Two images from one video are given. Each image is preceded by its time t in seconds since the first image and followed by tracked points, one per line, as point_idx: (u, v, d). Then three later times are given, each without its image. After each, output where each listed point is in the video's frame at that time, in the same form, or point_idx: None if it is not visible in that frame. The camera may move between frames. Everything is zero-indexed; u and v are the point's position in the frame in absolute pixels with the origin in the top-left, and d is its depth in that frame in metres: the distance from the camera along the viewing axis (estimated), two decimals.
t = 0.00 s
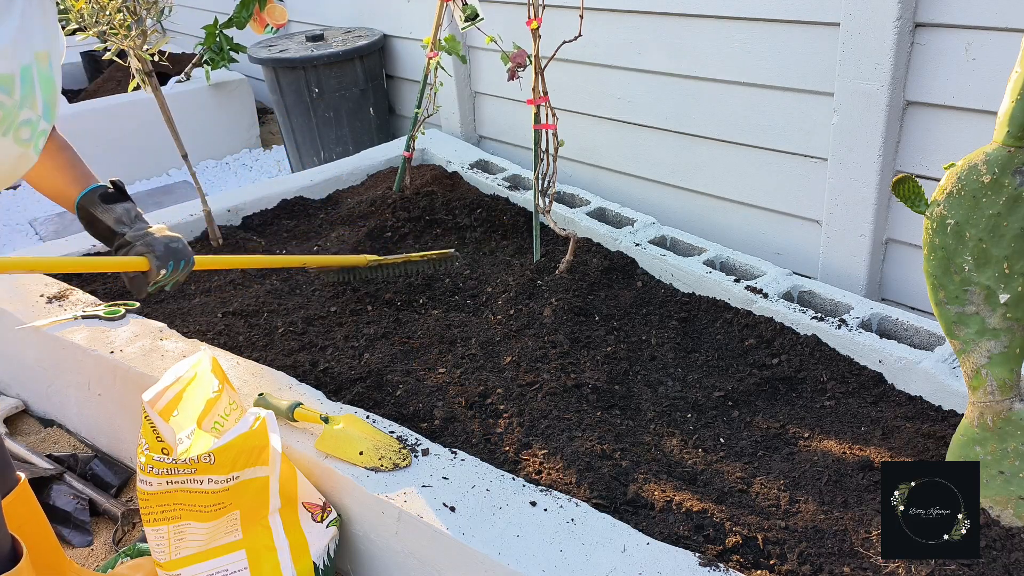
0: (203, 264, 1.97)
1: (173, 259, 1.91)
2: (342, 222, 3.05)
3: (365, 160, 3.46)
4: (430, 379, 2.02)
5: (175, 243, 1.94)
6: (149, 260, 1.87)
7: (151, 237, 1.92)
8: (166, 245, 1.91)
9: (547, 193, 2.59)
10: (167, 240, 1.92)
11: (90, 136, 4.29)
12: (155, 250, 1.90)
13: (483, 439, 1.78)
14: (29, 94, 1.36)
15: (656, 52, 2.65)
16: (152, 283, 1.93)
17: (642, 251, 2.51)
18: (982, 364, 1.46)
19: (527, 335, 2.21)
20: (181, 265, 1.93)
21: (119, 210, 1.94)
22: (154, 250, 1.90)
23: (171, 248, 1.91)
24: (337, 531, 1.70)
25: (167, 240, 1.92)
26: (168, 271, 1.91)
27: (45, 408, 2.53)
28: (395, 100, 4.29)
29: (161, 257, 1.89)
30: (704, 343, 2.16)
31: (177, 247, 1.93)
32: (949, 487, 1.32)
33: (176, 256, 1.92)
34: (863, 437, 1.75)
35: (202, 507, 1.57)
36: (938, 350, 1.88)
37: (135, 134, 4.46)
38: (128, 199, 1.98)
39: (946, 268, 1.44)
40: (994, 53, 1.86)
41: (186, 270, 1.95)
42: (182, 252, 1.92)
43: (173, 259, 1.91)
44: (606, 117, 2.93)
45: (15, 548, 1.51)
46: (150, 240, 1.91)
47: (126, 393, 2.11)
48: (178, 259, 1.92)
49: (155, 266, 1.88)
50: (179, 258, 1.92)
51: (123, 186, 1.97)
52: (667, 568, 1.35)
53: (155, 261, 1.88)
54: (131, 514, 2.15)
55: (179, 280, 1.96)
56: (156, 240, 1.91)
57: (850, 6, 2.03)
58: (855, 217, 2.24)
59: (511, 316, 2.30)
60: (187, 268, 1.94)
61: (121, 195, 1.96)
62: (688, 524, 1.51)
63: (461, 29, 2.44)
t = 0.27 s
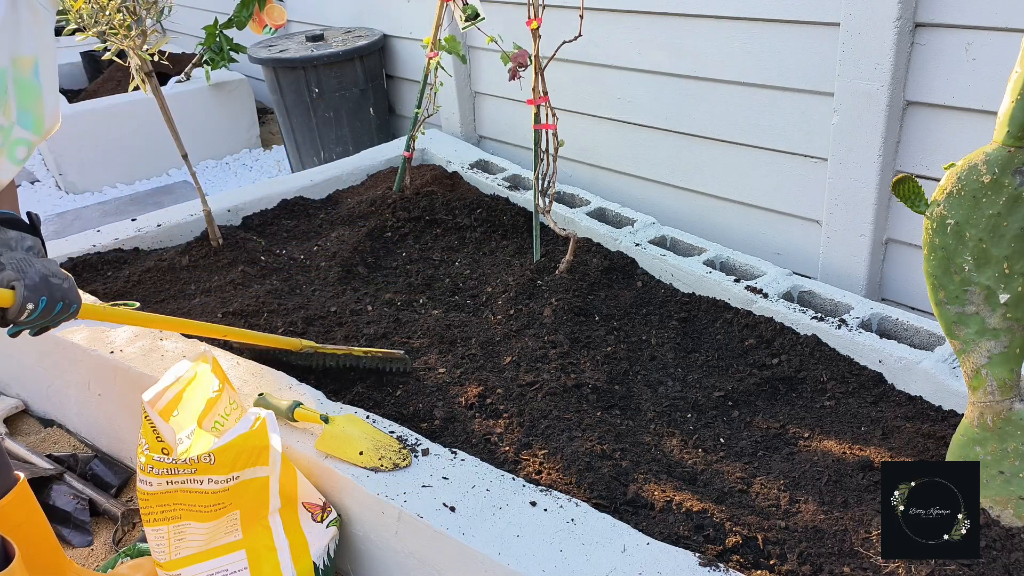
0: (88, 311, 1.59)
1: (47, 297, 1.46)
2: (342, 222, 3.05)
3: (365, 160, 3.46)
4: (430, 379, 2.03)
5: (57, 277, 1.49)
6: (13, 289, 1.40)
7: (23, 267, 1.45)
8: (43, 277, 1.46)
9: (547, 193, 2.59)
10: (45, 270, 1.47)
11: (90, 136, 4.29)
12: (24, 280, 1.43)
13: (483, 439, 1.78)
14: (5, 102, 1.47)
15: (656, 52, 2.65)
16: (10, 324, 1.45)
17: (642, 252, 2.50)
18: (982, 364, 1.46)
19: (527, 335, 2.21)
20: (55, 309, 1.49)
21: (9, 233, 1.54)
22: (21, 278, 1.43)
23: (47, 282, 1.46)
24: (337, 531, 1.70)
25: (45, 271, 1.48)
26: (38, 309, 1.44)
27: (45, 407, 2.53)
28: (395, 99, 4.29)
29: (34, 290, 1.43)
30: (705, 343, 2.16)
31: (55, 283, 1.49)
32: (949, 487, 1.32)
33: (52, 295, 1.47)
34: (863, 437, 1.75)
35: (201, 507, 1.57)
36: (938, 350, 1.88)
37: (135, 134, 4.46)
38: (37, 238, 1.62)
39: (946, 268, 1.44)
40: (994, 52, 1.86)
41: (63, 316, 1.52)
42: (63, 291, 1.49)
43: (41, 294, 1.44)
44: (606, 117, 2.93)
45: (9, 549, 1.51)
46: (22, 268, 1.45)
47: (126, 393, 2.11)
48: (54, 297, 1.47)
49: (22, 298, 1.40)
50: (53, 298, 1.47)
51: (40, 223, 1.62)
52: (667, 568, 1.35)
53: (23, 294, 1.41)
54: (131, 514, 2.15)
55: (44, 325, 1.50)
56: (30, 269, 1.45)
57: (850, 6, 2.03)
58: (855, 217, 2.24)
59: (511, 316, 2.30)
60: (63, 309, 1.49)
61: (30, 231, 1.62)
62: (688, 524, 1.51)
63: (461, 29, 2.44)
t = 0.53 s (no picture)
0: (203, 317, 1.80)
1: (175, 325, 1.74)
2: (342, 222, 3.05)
3: (365, 160, 3.46)
4: (430, 379, 2.03)
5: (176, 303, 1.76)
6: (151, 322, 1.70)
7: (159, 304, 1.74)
8: (173, 310, 1.74)
9: (547, 193, 2.59)
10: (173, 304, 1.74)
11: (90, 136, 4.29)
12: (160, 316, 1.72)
13: (483, 439, 1.78)
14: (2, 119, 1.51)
15: (656, 52, 2.65)
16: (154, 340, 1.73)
17: (642, 251, 2.51)
18: (982, 364, 1.46)
19: (527, 335, 2.21)
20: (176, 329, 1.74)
21: (127, 256, 1.77)
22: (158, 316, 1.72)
23: (176, 314, 1.74)
24: (337, 531, 1.70)
25: (174, 304, 1.75)
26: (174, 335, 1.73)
27: (45, 407, 2.53)
28: (395, 99, 4.29)
29: (171, 317, 1.73)
30: (705, 343, 2.16)
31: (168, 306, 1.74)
32: (949, 487, 1.32)
33: (178, 321, 1.75)
34: (863, 437, 1.75)
35: (201, 507, 1.57)
36: (938, 350, 1.88)
37: (135, 134, 4.46)
38: (139, 247, 1.82)
39: (946, 268, 1.44)
40: (994, 52, 1.86)
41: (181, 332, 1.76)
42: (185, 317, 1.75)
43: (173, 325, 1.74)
44: (606, 117, 2.93)
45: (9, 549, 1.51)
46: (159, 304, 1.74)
47: (126, 393, 2.11)
48: (176, 321, 1.74)
49: (160, 329, 1.70)
50: (181, 325, 1.75)
51: (135, 234, 1.81)
52: (667, 568, 1.35)
53: (159, 326, 1.70)
54: (131, 514, 2.15)
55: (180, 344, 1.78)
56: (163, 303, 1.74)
57: (850, 6, 2.03)
58: (855, 217, 2.24)
59: (511, 316, 2.30)
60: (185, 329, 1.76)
61: (132, 242, 1.81)
62: (688, 524, 1.51)
63: (461, 29, 2.44)
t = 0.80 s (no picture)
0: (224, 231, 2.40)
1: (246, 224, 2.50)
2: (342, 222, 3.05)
3: (365, 160, 3.46)
4: (430, 379, 2.03)
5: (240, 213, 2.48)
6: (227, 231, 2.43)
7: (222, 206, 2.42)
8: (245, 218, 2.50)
9: (547, 193, 2.59)
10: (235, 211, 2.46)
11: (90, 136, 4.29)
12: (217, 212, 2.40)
13: (483, 440, 1.78)
14: (20, 132, 1.48)
15: (656, 52, 2.65)
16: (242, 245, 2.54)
17: (642, 251, 2.51)
18: (982, 364, 1.46)
19: (527, 334, 2.21)
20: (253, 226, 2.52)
21: (199, 185, 2.33)
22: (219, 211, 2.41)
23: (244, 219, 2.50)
24: (337, 531, 1.70)
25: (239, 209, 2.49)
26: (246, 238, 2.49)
27: (45, 408, 2.53)
28: (395, 99, 4.29)
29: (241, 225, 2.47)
30: (704, 343, 2.16)
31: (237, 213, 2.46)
32: (949, 487, 1.32)
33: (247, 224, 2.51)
34: (864, 437, 1.75)
35: (201, 507, 1.57)
36: (938, 350, 1.88)
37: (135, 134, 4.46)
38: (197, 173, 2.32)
39: (946, 268, 1.44)
40: (994, 53, 1.86)
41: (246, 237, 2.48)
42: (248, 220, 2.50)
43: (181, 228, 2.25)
44: (606, 117, 2.93)
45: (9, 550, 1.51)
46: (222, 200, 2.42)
47: (126, 393, 2.11)
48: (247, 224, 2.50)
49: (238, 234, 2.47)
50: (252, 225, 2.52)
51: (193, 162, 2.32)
52: (667, 568, 1.35)
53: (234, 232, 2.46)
54: (131, 514, 2.15)
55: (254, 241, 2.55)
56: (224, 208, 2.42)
57: (850, 6, 2.04)
58: (855, 217, 2.24)
59: (511, 316, 2.30)
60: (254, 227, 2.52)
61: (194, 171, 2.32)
62: (688, 524, 1.51)
63: (461, 29, 2.45)
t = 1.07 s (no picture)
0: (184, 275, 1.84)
1: (153, 272, 1.87)
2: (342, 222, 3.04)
3: (365, 160, 3.46)
4: (430, 379, 2.03)
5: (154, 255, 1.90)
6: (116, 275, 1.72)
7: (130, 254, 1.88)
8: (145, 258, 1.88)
9: (547, 193, 2.59)
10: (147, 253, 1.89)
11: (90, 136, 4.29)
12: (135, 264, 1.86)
13: (483, 439, 1.78)
14: (18, 114, 1.54)
15: (656, 52, 2.65)
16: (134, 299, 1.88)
17: (642, 251, 2.51)
18: (982, 364, 1.46)
19: (527, 335, 2.21)
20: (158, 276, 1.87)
21: (93, 215, 1.91)
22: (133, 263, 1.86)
23: (149, 262, 1.88)
24: (337, 531, 1.70)
25: (147, 253, 1.89)
26: (149, 283, 1.85)
27: (45, 407, 2.53)
28: (395, 99, 4.28)
29: (144, 267, 1.86)
30: (704, 343, 2.16)
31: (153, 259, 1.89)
32: (949, 487, 1.32)
33: (153, 270, 1.87)
34: (863, 437, 1.75)
35: (201, 507, 1.57)
36: (938, 350, 1.88)
37: (135, 134, 4.46)
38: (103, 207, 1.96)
39: (946, 268, 1.44)
40: (994, 53, 1.86)
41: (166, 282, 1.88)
42: (161, 264, 1.88)
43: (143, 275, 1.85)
44: (606, 117, 2.93)
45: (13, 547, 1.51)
46: (130, 254, 1.88)
47: (126, 393, 2.11)
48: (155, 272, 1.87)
49: (136, 277, 1.83)
50: (157, 272, 1.87)
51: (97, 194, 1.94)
52: (667, 568, 1.35)
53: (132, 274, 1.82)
54: (131, 514, 2.15)
55: (162, 293, 1.91)
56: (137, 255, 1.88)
57: (850, 6, 2.04)
58: (855, 217, 2.24)
59: (511, 316, 2.30)
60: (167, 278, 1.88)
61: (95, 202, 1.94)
62: (688, 524, 1.51)
63: (460, 29, 2.45)
